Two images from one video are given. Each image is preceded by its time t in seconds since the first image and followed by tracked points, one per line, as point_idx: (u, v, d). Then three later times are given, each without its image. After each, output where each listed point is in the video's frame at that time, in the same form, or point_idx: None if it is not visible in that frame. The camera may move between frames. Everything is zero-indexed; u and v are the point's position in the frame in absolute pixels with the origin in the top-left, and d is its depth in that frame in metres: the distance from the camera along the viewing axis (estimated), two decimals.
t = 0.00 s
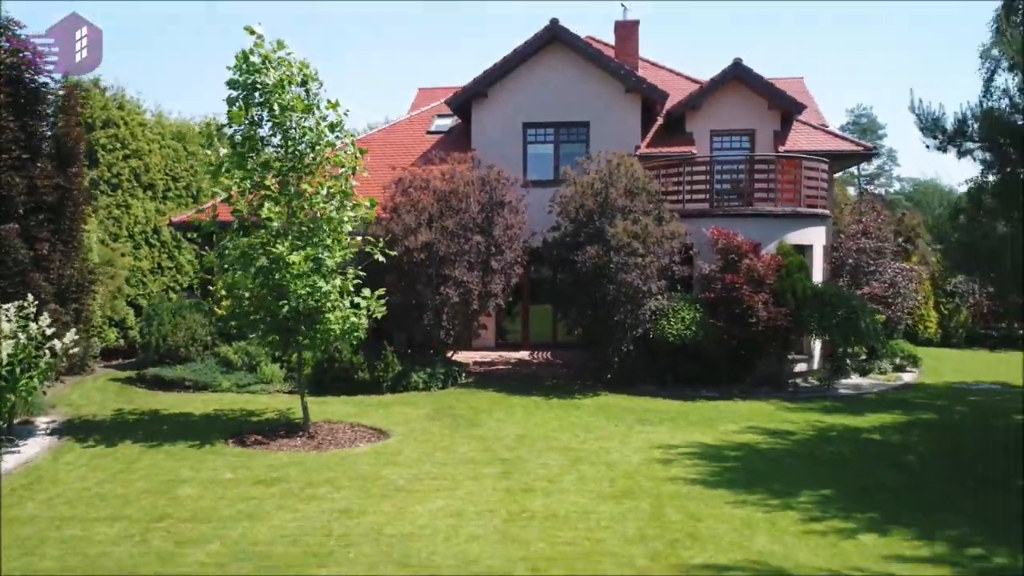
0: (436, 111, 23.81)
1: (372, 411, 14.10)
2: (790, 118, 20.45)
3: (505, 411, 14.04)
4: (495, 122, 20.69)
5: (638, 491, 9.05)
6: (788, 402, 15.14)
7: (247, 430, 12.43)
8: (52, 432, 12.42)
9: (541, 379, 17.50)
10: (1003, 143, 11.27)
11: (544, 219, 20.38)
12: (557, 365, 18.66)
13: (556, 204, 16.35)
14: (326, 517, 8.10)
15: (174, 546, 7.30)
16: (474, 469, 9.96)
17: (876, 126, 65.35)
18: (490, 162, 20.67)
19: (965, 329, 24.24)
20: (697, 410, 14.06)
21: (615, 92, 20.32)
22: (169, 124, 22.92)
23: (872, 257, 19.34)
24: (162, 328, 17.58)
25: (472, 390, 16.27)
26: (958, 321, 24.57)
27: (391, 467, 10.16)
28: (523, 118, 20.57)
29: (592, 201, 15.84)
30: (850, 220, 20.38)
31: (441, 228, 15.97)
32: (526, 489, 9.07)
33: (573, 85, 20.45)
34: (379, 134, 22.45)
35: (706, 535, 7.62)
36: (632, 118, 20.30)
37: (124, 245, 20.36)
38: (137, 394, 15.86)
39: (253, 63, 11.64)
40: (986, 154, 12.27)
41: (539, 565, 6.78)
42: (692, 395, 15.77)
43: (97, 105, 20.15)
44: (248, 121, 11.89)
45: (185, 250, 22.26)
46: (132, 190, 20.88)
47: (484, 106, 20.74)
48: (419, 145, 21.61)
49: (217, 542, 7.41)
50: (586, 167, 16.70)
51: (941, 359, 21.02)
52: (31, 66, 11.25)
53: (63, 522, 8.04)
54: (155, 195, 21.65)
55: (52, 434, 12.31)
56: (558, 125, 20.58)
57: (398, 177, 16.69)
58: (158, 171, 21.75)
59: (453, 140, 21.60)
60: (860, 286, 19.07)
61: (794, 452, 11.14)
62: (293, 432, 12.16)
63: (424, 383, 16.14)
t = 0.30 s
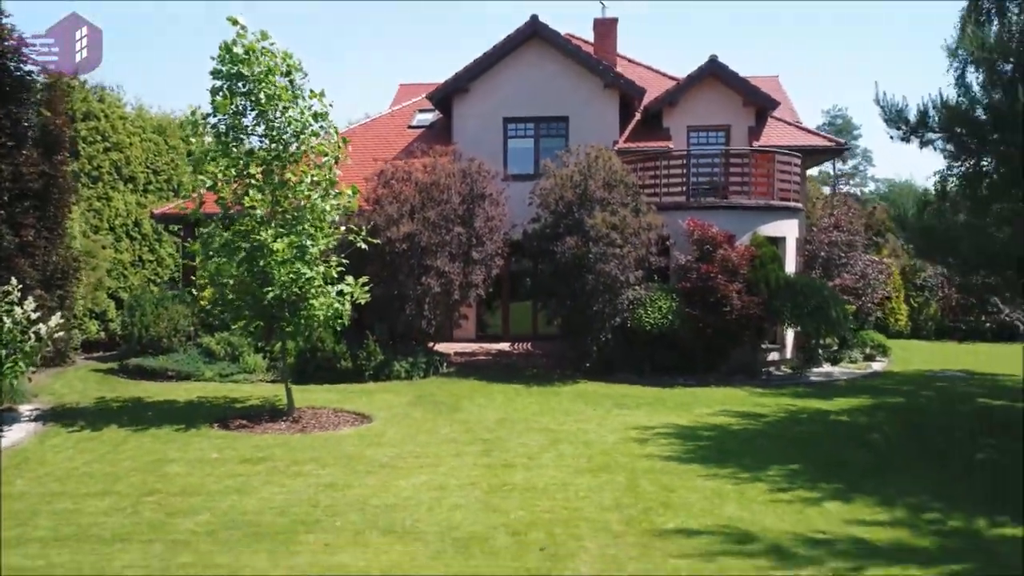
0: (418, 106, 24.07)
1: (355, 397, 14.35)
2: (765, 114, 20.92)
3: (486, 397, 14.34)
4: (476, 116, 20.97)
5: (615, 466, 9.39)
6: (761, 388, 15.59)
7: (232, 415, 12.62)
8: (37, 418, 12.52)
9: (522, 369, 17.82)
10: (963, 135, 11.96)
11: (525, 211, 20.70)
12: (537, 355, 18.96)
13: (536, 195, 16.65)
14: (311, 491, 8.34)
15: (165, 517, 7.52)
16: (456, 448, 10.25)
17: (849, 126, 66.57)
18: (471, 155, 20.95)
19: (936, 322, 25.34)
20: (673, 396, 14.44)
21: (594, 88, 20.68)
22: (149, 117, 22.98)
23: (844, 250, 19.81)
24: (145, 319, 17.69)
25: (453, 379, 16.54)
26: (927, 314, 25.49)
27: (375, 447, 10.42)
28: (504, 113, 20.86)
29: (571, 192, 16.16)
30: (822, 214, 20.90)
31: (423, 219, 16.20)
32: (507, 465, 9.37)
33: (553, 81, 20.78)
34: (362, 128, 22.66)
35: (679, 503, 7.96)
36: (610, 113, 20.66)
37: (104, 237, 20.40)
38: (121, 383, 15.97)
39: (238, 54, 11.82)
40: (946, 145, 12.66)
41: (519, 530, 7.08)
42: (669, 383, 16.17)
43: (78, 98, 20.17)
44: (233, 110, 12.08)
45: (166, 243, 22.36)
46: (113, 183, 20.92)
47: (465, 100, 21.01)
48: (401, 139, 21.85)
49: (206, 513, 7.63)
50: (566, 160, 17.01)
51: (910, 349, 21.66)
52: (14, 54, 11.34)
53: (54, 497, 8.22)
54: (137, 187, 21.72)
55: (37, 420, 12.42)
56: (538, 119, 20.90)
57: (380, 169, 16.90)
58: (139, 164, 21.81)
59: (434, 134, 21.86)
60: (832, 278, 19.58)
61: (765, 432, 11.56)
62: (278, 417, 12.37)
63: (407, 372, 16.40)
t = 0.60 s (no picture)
0: (402, 101, 24.28)
1: (340, 385, 14.57)
2: (742, 110, 21.33)
3: (469, 384, 14.59)
4: (459, 111, 21.22)
5: (595, 445, 9.71)
6: (737, 375, 16.00)
7: (218, 402, 12.78)
8: (23, 404, 12.62)
9: (504, 359, 18.11)
10: (928, 125, 12.51)
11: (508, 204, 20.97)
12: (519, 346, 19.23)
13: (518, 188, 16.92)
14: (300, 468, 8.57)
15: (157, 492, 7.70)
16: (441, 430, 10.51)
17: (827, 126, 67.63)
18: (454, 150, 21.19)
19: (908, 315, 25.73)
20: (651, 383, 14.78)
21: (575, 83, 20.98)
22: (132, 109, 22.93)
23: (819, 243, 20.34)
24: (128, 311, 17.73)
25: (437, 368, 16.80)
26: (900, 308, 25.94)
27: (362, 429, 10.65)
28: (487, 107, 21.12)
29: (552, 185, 16.45)
30: (799, 207, 21.48)
31: (407, 210, 16.42)
32: (491, 444, 9.65)
33: (535, 76, 21.07)
34: (346, 122, 22.83)
35: (656, 476, 8.28)
36: (591, 108, 20.98)
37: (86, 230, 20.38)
38: (105, 373, 16.04)
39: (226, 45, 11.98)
40: (913, 134, 13.11)
41: (503, 500, 7.36)
42: (648, 372, 16.54)
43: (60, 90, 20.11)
44: (220, 100, 12.24)
45: (149, 237, 22.41)
46: (96, 176, 20.90)
47: (448, 95, 21.24)
48: (385, 133, 22.07)
49: (198, 488, 7.83)
50: (548, 153, 17.29)
51: (883, 341, 22.22)
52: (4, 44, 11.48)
53: (46, 475, 8.37)
54: (118, 181, 21.71)
55: (23, 406, 12.52)
56: (520, 114, 21.19)
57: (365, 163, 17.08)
58: (121, 158, 21.81)
59: (418, 129, 22.08)
60: (808, 270, 20.19)
61: (740, 415, 11.93)
62: (263, 403, 12.55)
63: (391, 362, 16.64)
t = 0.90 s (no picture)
0: (389, 96, 24.51)
1: (329, 373, 14.82)
2: (724, 106, 21.71)
3: (457, 372, 14.87)
4: (445, 106, 21.46)
5: (579, 424, 10.03)
6: (718, 364, 16.38)
7: (209, 388, 12.98)
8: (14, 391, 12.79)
9: (490, 349, 18.40)
10: (899, 118, 13.10)
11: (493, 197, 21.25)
12: (504, 337, 19.51)
13: (504, 180, 17.19)
14: (293, 445, 8.82)
15: (155, 467, 7.93)
16: (429, 412, 10.79)
17: (808, 125, 68.50)
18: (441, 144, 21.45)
19: (886, 309, 26.33)
20: (634, 370, 15.14)
21: (560, 78, 21.29)
22: (118, 103, 22.97)
23: (799, 237, 20.80)
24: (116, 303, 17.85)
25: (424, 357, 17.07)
26: (878, 302, 26.39)
27: (352, 411, 10.91)
28: (472, 102, 21.39)
29: (537, 178, 16.72)
30: (778, 202, 21.89)
31: (394, 202, 16.64)
32: (478, 424, 9.95)
33: (520, 72, 21.36)
34: (334, 116, 23.04)
35: (637, 451, 8.61)
36: (575, 103, 21.29)
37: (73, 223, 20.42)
38: (94, 363, 16.17)
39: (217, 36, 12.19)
40: (884, 126, 13.54)
41: (491, 471, 7.66)
42: (631, 361, 16.90)
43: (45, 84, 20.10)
44: (212, 90, 12.43)
45: (135, 230, 22.50)
46: (81, 170, 20.95)
47: (434, 90, 21.49)
48: (372, 127, 22.29)
49: (194, 463, 8.06)
50: (533, 146, 17.57)
51: (860, 332, 22.76)
52: None
53: (44, 453, 8.56)
54: (105, 176, 21.77)
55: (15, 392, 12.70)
56: (506, 109, 21.47)
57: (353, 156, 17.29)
58: (107, 152, 21.86)
59: (404, 123, 22.33)
60: (787, 263, 20.61)
61: (720, 398, 12.31)
62: (254, 389, 12.79)
63: (378, 351, 16.89)
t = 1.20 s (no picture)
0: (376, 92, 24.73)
1: (318, 362, 15.06)
2: (705, 103, 22.11)
3: (444, 361, 15.16)
4: (432, 101, 21.73)
5: (565, 406, 10.36)
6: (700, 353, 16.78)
7: (201, 376, 13.20)
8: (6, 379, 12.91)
9: (476, 340, 18.68)
10: (872, 112, 13.55)
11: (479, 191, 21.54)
12: (490, 329, 19.81)
13: (491, 174, 17.48)
14: (287, 425, 9.08)
15: (154, 444, 8.16)
16: (419, 395, 11.07)
17: (790, 125, 69.32)
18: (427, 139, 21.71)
19: (863, 304, 27.15)
20: (618, 359, 15.49)
21: (544, 75, 21.62)
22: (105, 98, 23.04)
23: (779, 231, 21.26)
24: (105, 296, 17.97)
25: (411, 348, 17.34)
26: (856, 297, 27.18)
27: (343, 395, 11.17)
28: (459, 98, 21.67)
29: (523, 171, 17.02)
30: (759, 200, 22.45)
31: (382, 195, 16.86)
32: (467, 406, 10.25)
33: (505, 68, 21.66)
34: (321, 111, 23.23)
35: (620, 429, 8.95)
36: (559, 99, 21.63)
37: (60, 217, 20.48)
38: (84, 353, 16.30)
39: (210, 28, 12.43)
40: (859, 120, 14.00)
41: (480, 446, 7.96)
42: (615, 351, 17.26)
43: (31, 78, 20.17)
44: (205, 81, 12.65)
45: (122, 224, 22.58)
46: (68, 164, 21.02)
47: (421, 85, 21.73)
48: (359, 122, 22.52)
49: (191, 440, 8.29)
50: (519, 141, 17.87)
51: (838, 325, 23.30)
52: None
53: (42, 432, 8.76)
54: (92, 170, 21.85)
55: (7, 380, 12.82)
56: (491, 105, 21.77)
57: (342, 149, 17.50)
58: (94, 147, 21.95)
59: (391, 118, 22.58)
60: (768, 257, 20.96)
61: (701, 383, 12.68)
62: (244, 376, 13.00)
63: (367, 342, 17.11)
